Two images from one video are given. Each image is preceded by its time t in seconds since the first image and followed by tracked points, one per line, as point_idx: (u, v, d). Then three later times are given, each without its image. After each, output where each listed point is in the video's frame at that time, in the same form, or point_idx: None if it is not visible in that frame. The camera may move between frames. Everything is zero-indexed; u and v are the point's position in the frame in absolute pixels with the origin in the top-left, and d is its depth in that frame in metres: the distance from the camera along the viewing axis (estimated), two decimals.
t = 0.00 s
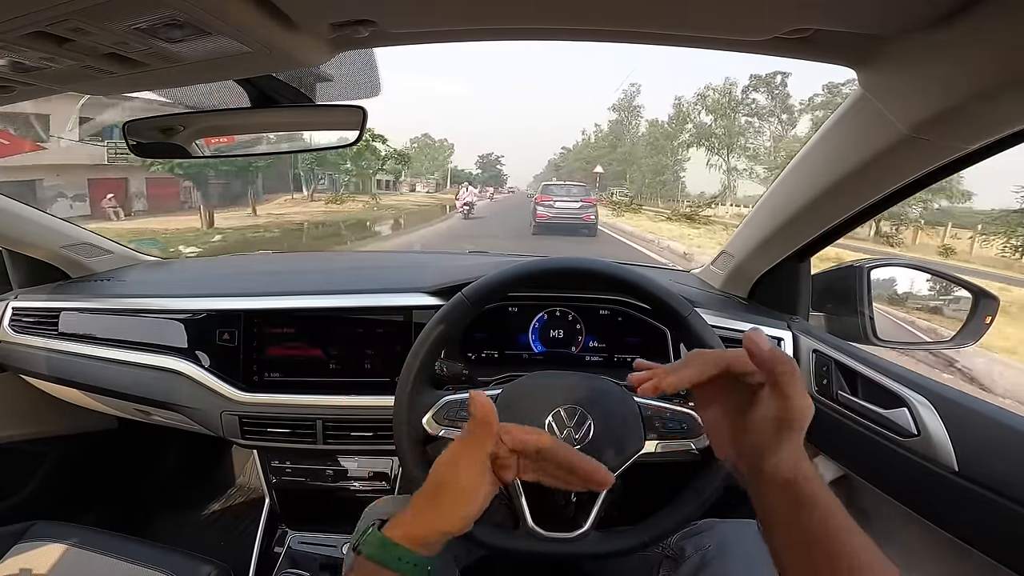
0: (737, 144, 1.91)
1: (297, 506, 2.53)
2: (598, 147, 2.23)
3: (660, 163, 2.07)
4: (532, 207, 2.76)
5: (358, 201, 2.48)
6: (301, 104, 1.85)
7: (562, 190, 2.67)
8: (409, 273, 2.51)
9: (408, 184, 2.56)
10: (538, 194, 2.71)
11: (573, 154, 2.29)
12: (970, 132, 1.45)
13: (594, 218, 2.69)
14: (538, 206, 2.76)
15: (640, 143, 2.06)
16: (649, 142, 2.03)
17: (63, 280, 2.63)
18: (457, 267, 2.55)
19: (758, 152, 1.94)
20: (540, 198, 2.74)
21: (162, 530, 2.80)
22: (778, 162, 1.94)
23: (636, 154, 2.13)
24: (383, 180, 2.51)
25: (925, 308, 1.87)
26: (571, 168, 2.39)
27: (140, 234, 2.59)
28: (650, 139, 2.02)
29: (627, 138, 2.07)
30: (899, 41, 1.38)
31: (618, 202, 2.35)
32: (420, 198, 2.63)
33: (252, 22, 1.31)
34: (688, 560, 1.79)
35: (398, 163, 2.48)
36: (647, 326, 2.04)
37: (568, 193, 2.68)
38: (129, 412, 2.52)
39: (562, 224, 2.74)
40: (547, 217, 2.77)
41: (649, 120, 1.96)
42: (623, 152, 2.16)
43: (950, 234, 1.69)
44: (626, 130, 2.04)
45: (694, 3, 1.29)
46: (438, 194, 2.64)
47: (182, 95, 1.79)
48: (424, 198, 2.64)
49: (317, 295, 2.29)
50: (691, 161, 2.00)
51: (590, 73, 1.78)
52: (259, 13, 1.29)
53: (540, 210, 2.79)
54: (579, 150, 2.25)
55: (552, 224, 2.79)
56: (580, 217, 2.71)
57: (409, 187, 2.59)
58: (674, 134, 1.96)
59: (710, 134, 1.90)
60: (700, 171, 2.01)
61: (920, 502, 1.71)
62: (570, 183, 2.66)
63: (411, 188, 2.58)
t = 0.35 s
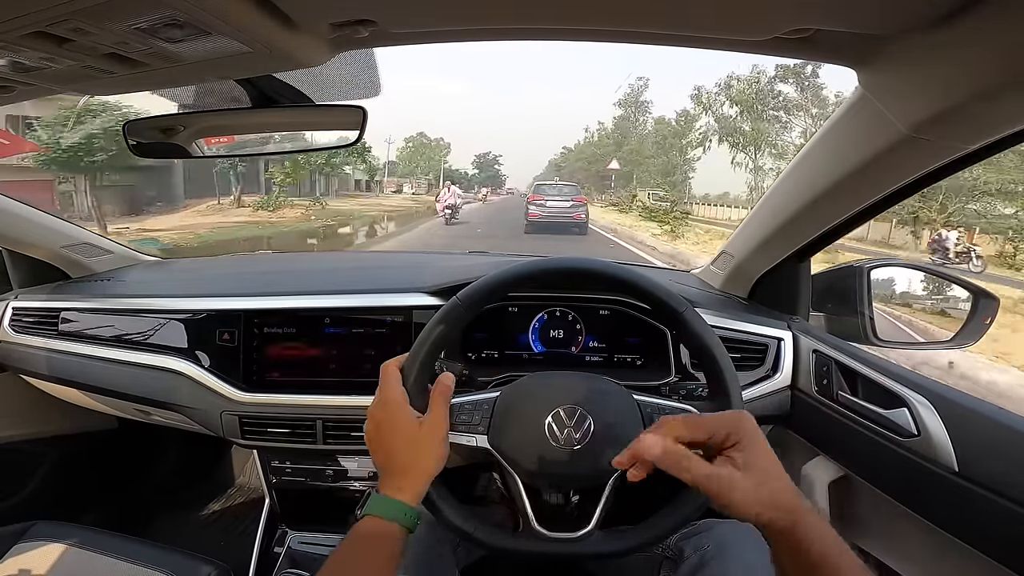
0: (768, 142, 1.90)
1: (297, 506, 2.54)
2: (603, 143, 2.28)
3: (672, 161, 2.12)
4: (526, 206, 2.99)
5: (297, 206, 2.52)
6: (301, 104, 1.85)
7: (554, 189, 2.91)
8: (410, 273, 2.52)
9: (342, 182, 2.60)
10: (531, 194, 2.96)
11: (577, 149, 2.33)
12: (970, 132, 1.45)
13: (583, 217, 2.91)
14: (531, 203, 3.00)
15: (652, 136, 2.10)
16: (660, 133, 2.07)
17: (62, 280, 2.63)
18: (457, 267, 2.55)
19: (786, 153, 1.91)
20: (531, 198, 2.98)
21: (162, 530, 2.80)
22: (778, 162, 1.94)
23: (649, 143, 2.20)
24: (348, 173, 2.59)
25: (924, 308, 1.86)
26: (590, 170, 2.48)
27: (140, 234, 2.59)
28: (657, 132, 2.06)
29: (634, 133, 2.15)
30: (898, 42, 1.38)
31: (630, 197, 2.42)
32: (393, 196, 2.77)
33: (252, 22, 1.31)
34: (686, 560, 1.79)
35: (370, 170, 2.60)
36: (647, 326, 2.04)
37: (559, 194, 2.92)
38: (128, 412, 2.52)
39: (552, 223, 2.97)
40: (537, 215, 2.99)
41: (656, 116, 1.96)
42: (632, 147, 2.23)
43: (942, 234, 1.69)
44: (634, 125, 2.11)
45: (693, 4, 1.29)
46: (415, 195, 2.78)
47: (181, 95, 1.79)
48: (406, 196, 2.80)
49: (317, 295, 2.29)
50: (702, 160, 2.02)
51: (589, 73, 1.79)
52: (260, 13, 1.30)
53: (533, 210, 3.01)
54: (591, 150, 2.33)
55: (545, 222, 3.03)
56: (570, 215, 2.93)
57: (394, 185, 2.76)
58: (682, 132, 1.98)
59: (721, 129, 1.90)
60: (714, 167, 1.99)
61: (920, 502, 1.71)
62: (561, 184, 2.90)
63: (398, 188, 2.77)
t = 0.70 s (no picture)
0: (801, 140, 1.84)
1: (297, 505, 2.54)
2: (611, 142, 2.23)
3: (686, 161, 2.06)
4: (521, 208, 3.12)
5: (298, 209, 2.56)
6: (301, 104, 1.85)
7: (548, 193, 3.01)
8: (410, 273, 2.51)
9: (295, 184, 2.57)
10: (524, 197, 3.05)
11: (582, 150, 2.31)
12: (969, 132, 1.45)
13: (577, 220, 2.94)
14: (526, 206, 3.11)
15: (661, 135, 2.07)
16: (662, 135, 2.06)
17: (62, 280, 2.63)
18: (458, 267, 2.55)
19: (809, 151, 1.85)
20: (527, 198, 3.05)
21: (162, 530, 2.80)
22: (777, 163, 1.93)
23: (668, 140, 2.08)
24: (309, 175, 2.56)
25: (925, 308, 1.87)
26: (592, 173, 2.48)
27: (139, 234, 2.59)
28: (663, 129, 2.05)
29: (645, 132, 2.10)
30: (898, 41, 1.38)
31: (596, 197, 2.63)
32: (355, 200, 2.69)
33: (252, 23, 1.32)
34: (684, 560, 1.79)
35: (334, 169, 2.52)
36: (647, 326, 2.05)
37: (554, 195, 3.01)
38: (128, 412, 2.52)
39: (549, 223, 3.08)
40: (532, 217, 3.13)
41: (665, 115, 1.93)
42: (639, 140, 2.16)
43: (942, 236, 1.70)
44: (653, 113, 1.98)
45: (695, 3, 1.29)
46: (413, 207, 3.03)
47: (182, 95, 1.79)
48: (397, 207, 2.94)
49: (317, 295, 2.29)
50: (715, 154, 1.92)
51: (590, 73, 1.78)
52: (260, 14, 1.30)
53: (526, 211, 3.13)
54: (602, 152, 2.31)
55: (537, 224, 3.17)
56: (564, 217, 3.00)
57: (378, 186, 2.69)
58: (695, 131, 1.90)
59: (751, 129, 1.81)
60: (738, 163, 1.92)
61: (919, 501, 1.71)
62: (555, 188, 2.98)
63: (382, 191, 2.69)
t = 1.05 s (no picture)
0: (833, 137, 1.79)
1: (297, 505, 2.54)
2: (622, 141, 2.22)
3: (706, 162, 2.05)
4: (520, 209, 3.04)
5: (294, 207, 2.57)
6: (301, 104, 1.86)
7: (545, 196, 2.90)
8: (410, 273, 2.51)
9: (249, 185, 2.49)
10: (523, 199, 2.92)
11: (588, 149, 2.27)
12: (969, 132, 1.45)
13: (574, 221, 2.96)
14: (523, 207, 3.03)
15: (672, 133, 2.08)
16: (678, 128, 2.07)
17: (62, 280, 2.63)
18: (458, 267, 2.55)
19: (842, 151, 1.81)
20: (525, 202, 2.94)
21: (162, 530, 2.80)
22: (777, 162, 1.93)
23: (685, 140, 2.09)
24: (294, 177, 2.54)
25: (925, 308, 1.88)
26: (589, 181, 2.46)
27: (139, 234, 2.59)
28: (673, 125, 2.06)
29: (659, 129, 2.10)
30: (899, 41, 1.39)
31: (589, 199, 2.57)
32: (312, 204, 2.62)
33: (253, 23, 1.32)
34: (684, 560, 1.80)
35: (285, 168, 2.46)
36: (647, 326, 2.05)
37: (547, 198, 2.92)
38: (129, 411, 2.52)
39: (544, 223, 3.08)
40: (530, 216, 3.08)
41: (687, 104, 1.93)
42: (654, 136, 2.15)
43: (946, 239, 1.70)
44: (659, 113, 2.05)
45: (697, 4, 1.29)
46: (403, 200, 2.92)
47: (182, 95, 1.79)
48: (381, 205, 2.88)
49: (317, 295, 2.29)
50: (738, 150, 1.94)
51: (591, 73, 1.78)
52: (260, 14, 1.30)
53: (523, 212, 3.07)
54: (611, 153, 2.28)
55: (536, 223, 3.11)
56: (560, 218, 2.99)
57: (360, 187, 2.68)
58: (714, 127, 1.95)
59: (795, 118, 1.78)
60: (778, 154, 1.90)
61: (919, 502, 1.71)
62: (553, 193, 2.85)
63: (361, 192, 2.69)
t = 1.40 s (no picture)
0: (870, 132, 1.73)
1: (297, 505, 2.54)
2: (631, 134, 2.21)
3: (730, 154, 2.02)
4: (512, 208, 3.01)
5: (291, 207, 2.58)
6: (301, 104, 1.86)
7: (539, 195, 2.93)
8: (410, 273, 2.52)
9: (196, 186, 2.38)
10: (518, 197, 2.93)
11: (592, 147, 2.31)
12: (969, 131, 1.45)
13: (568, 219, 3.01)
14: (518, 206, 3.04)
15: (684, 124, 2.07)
16: (683, 123, 2.12)
17: (62, 280, 2.63)
18: (458, 266, 2.55)
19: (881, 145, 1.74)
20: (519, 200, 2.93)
21: (162, 530, 2.80)
22: (777, 162, 1.93)
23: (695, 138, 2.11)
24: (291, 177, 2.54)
25: (926, 309, 1.88)
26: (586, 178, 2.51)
27: (139, 234, 2.59)
28: (682, 121, 2.09)
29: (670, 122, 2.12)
30: (899, 41, 1.39)
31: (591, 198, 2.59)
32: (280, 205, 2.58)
33: (253, 23, 1.31)
34: (684, 560, 1.80)
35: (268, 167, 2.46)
36: (647, 326, 2.05)
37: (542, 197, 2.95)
38: (128, 412, 2.52)
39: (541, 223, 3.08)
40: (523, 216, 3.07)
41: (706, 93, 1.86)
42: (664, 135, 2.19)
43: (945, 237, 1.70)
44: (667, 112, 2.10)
45: (698, 4, 1.29)
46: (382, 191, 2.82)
47: (182, 95, 1.79)
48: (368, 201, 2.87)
49: (317, 295, 2.29)
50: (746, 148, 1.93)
51: (591, 73, 1.78)
52: (260, 14, 1.29)
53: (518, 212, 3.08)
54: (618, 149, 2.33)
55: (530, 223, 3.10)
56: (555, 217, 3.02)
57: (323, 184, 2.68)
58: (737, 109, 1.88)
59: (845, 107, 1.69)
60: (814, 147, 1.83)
61: (919, 501, 1.71)
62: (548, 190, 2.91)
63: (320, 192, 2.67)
